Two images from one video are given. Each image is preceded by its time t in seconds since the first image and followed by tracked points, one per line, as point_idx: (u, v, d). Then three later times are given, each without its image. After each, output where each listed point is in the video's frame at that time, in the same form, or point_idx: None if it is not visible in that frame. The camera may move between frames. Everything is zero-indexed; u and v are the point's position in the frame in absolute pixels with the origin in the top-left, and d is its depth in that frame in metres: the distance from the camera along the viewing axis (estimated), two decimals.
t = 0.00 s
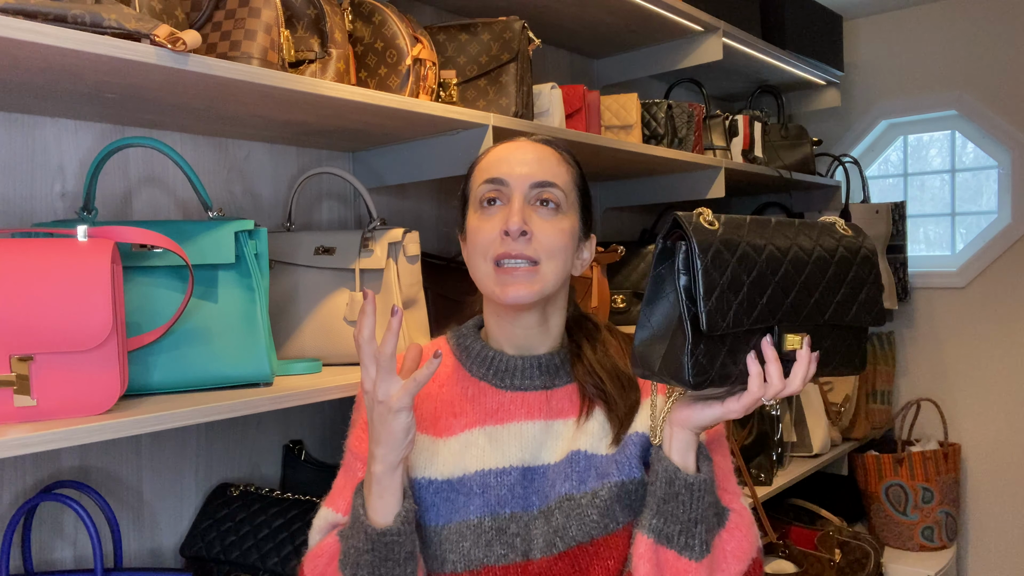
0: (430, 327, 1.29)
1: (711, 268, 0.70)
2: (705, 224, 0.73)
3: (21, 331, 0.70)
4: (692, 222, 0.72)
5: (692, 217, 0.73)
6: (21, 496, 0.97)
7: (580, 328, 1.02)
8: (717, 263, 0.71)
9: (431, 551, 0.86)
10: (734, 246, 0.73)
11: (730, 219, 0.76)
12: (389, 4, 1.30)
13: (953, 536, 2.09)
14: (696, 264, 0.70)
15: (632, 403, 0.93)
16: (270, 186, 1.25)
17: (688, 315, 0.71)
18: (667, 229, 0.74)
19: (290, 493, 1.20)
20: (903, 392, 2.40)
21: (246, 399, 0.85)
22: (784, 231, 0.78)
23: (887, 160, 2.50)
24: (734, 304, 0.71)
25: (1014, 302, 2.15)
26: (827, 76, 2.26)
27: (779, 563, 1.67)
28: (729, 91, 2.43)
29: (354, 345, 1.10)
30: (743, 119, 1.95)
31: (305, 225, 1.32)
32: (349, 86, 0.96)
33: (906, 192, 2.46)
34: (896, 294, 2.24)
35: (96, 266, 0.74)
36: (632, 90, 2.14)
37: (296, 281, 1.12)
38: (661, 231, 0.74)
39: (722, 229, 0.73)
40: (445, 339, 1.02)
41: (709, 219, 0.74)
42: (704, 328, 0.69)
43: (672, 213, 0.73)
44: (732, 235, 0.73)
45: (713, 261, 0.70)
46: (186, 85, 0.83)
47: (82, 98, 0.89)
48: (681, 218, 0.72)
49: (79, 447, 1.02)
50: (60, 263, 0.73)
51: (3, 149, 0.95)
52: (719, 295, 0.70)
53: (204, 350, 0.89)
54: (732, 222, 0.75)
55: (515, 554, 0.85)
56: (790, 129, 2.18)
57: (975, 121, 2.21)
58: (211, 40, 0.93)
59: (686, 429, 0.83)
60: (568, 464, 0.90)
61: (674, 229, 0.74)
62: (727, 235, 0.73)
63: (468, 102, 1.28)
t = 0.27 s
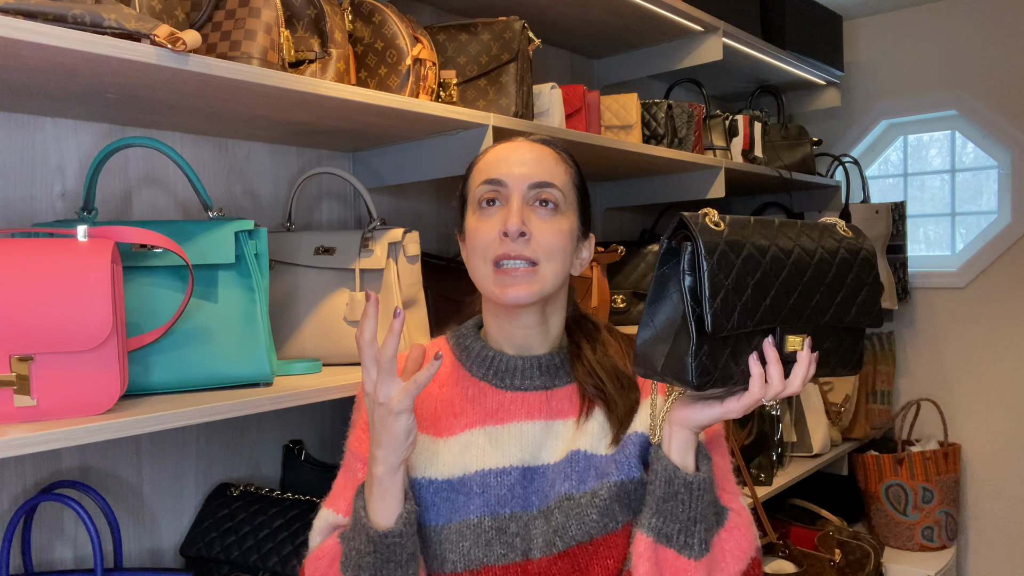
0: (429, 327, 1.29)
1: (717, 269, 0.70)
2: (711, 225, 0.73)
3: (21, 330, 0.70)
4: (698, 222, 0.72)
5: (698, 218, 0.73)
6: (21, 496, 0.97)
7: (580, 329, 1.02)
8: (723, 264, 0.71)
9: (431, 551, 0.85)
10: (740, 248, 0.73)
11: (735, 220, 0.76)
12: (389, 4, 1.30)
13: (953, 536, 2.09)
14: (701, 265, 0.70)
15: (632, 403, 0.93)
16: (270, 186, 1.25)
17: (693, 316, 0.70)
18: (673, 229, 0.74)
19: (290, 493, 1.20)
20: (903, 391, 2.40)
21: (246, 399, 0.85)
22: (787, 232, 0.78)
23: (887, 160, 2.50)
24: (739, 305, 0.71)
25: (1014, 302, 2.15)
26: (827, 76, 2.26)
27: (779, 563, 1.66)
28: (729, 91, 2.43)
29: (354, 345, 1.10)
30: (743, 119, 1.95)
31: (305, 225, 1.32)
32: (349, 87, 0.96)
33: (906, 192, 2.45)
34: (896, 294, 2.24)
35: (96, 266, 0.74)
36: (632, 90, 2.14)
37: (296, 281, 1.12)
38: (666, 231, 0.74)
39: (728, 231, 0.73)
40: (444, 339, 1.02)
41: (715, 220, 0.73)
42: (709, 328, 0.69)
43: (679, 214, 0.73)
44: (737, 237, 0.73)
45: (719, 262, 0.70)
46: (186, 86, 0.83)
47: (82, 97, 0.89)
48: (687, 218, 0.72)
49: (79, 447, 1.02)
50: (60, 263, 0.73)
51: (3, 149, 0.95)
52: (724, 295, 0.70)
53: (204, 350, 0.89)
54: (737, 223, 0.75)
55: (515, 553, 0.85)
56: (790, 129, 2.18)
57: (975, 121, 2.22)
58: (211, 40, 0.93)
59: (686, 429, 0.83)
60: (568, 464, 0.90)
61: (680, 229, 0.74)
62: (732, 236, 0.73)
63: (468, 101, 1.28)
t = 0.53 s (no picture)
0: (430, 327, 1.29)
1: (714, 268, 0.70)
2: (709, 225, 0.73)
3: (22, 331, 0.70)
4: (695, 222, 0.72)
5: (695, 217, 0.73)
6: (21, 496, 0.97)
7: (580, 329, 1.02)
8: (721, 263, 0.71)
9: (431, 551, 0.85)
10: (737, 247, 0.73)
11: (733, 219, 0.76)
12: (389, 4, 1.30)
13: (953, 537, 2.09)
14: (698, 265, 0.70)
15: (632, 403, 0.93)
16: (270, 186, 1.25)
17: (691, 315, 0.70)
18: (670, 228, 0.74)
19: (290, 492, 1.20)
20: (903, 392, 2.40)
21: (246, 399, 0.85)
22: (784, 231, 0.78)
23: (887, 160, 2.50)
24: (737, 305, 0.71)
25: (1015, 302, 2.15)
26: (827, 76, 2.26)
27: (779, 563, 1.67)
28: (729, 91, 2.43)
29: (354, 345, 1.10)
30: (743, 119, 1.95)
31: (305, 225, 1.32)
32: (349, 87, 0.96)
33: (906, 192, 2.45)
34: (896, 294, 2.24)
35: (96, 266, 0.74)
36: (632, 90, 2.14)
37: (296, 281, 1.12)
38: (664, 231, 0.74)
39: (725, 230, 0.73)
40: (444, 339, 1.01)
41: (712, 219, 0.73)
42: (706, 329, 0.69)
43: (675, 213, 0.73)
44: (734, 236, 0.73)
45: (716, 261, 0.70)
46: (186, 85, 0.83)
47: (82, 98, 0.89)
48: (684, 218, 0.72)
49: (79, 447, 1.02)
50: (60, 263, 0.73)
51: (3, 150, 0.95)
52: (722, 295, 0.70)
53: (204, 350, 0.89)
54: (735, 222, 0.75)
55: (515, 553, 0.85)
56: (790, 129, 2.18)
57: (975, 121, 2.22)
58: (211, 40, 0.93)
59: (685, 428, 0.83)
60: (568, 464, 0.90)
61: (677, 229, 0.74)
62: (729, 235, 0.73)
63: (468, 101, 1.28)
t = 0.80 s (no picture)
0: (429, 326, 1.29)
1: (718, 269, 0.70)
2: (712, 225, 0.73)
3: (22, 331, 0.70)
4: (698, 222, 0.72)
5: (698, 217, 0.73)
6: (21, 496, 0.97)
7: (583, 331, 1.02)
8: (724, 264, 0.71)
9: (433, 548, 0.85)
10: (740, 248, 0.72)
11: (735, 219, 0.76)
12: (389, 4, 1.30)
13: (953, 537, 2.09)
14: (702, 266, 0.70)
15: (634, 403, 0.93)
16: (270, 186, 1.25)
17: (695, 316, 0.70)
18: (673, 229, 0.74)
19: (290, 492, 1.20)
20: (903, 392, 2.40)
21: (246, 399, 0.85)
22: (787, 231, 0.78)
23: (887, 160, 2.51)
24: (740, 305, 0.71)
25: (1014, 302, 2.15)
26: (827, 76, 2.26)
27: (779, 563, 1.67)
28: (729, 91, 2.43)
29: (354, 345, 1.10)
30: (743, 119, 1.95)
31: (305, 225, 1.32)
32: (349, 87, 0.96)
33: (906, 192, 2.45)
34: (896, 294, 2.24)
35: (96, 266, 0.74)
36: (632, 90, 2.14)
37: (296, 281, 1.12)
38: (667, 232, 0.74)
39: (729, 231, 0.73)
40: (445, 339, 1.01)
41: (716, 220, 0.73)
42: (710, 330, 0.68)
43: (679, 214, 0.73)
44: (737, 236, 0.73)
45: (720, 262, 0.70)
46: (186, 85, 0.83)
47: (82, 97, 0.89)
48: (688, 219, 0.72)
49: (79, 447, 1.02)
50: (59, 263, 0.73)
51: (3, 149, 0.95)
52: (724, 296, 0.70)
53: (204, 350, 0.89)
54: (737, 222, 0.75)
55: (517, 552, 0.85)
56: (790, 129, 2.18)
57: (975, 121, 2.22)
58: (211, 40, 0.93)
59: (687, 428, 0.83)
60: (571, 462, 0.90)
61: (680, 229, 0.74)
62: (733, 236, 0.73)
63: (468, 101, 1.28)
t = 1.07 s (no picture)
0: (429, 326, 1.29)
1: (715, 268, 0.70)
2: (709, 225, 0.73)
3: (22, 330, 0.70)
4: (695, 222, 0.72)
5: (695, 217, 0.73)
6: (21, 496, 0.97)
7: (580, 331, 1.02)
8: (720, 264, 0.71)
9: (432, 551, 0.85)
10: (737, 247, 0.73)
11: (732, 219, 0.76)
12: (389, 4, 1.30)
13: (953, 536, 2.09)
14: (699, 265, 0.70)
15: (633, 403, 0.93)
16: (270, 186, 1.25)
17: (692, 316, 0.70)
18: (670, 229, 0.74)
19: (290, 492, 1.20)
20: (903, 391, 2.40)
21: (246, 399, 0.85)
22: (782, 231, 0.78)
23: (887, 160, 2.50)
24: (737, 305, 0.71)
25: (1015, 302, 2.15)
26: (827, 76, 2.26)
27: (779, 563, 1.67)
28: (729, 91, 2.43)
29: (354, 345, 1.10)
30: (743, 119, 1.95)
31: (305, 225, 1.32)
32: (349, 87, 0.96)
33: (906, 192, 2.45)
34: (896, 294, 2.24)
35: (96, 266, 0.74)
36: (632, 90, 2.14)
37: (296, 281, 1.12)
38: (664, 232, 0.74)
39: (725, 231, 0.73)
40: (445, 340, 1.01)
41: (712, 220, 0.73)
42: (708, 329, 0.69)
43: (676, 213, 0.73)
44: (734, 236, 0.73)
45: (717, 261, 0.70)
46: (186, 85, 0.83)
47: (82, 97, 0.89)
48: (685, 218, 0.72)
49: (79, 447, 1.02)
50: (60, 263, 0.73)
51: (3, 150, 0.95)
52: (722, 295, 0.70)
53: (203, 350, 0.89)
54: (734, 222, 0.75)
55: (516, 554, 0.85)
56: (790, 129, 2.18)
57: (975, 121, 2.21)
58: (211, 40, 0.93)
59: (684, 428, 0.83)
60: (570, 464, 0.90)
61: (677, 229, 0.74)
62: (729, 236, 0.73)
63: (468, 101, 1.28)
